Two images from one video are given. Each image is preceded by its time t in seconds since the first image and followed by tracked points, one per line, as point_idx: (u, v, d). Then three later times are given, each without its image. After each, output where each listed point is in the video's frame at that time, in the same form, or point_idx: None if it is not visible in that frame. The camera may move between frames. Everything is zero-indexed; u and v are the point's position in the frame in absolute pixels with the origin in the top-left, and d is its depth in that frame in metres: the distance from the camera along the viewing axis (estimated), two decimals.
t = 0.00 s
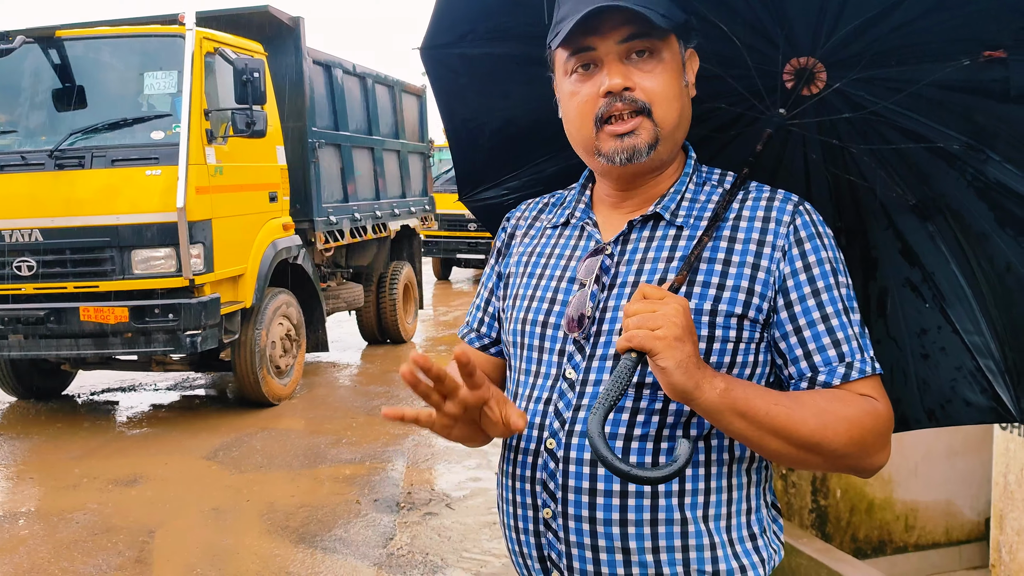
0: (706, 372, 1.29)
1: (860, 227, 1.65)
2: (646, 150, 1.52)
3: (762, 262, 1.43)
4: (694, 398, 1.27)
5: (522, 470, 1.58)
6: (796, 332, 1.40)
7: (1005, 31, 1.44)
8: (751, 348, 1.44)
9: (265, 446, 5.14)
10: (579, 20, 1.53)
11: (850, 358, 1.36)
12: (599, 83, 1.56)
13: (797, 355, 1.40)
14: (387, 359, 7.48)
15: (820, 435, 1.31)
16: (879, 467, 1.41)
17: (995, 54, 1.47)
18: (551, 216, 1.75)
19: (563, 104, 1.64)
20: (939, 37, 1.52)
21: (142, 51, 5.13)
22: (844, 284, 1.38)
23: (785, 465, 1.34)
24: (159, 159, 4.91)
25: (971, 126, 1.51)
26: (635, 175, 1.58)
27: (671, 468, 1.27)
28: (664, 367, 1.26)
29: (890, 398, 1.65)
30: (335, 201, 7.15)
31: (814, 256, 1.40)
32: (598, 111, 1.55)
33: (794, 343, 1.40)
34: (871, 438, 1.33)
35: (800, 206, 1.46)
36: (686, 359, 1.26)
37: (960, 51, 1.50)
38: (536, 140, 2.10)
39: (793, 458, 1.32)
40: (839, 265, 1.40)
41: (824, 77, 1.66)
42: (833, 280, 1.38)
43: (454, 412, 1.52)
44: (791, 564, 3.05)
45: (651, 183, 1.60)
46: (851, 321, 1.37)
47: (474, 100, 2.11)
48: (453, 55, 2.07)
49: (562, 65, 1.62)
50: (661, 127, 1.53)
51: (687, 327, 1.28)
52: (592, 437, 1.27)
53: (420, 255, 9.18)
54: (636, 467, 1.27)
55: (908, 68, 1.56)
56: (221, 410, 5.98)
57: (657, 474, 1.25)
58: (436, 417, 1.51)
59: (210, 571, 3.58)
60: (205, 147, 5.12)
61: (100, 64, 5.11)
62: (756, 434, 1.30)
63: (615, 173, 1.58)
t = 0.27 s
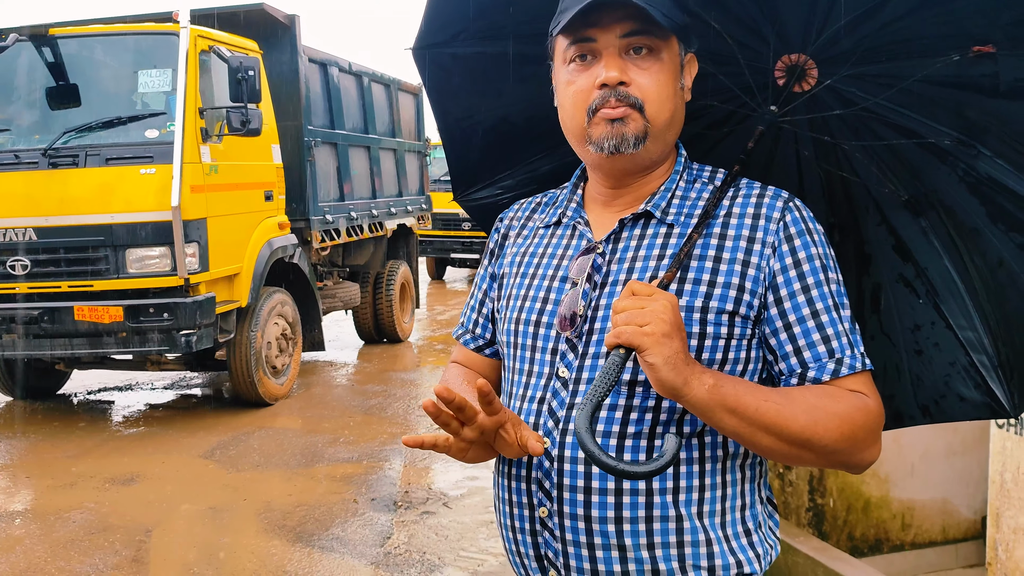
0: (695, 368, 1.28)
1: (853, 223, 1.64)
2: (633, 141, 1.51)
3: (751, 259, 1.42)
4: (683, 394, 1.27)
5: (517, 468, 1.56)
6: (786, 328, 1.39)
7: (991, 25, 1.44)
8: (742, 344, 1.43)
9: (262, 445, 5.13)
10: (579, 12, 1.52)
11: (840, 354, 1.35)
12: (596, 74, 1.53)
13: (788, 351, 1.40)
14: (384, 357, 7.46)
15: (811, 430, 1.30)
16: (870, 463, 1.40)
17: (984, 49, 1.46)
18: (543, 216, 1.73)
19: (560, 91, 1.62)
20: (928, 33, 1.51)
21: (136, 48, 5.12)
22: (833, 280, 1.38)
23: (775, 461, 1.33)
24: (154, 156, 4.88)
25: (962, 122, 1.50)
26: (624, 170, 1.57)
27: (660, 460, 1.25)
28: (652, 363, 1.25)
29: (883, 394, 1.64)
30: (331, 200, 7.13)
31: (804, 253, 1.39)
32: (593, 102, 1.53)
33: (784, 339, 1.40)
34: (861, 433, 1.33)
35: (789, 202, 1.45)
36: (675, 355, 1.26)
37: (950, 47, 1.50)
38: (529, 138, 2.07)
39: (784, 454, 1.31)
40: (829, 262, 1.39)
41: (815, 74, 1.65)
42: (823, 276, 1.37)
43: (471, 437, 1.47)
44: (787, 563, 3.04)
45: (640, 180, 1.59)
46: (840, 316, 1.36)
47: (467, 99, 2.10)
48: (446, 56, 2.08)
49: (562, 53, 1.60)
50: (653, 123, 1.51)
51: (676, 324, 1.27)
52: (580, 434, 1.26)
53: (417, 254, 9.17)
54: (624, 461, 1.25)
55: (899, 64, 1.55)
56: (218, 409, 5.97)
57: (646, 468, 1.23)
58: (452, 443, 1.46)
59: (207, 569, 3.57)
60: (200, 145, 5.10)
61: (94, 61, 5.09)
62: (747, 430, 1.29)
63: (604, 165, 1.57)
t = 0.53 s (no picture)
0: (689, 368, 1.28)
1: (853, 222, 1.65)
2: (625, 143, 1.51)
3: (746, 259, 1.42)
4: (677, 394, 1.27)
5: (513, 467, 1.56)
6: (780, 329, 1.39)
7: (987, 22, 1.42)
8: (737, 344, 1.43)
9: (259, 444, 5.12)
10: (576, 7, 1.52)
11: (833, 354, 1.35)
12: (592, 71, 1.54)
13: (782, 351, 1.40)
14: (382, 356, 7.46)
15: (803, 430, 1.30)
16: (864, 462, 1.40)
17: (981, 46, 1.44)
18: (540, 214, 1.73)
19: (556, 87, 1.62)
20: (925, 30, 1.50)
21: (134, 46, 5.11)
22: (827, 281, 1.38)
23: (767, 461, 1.33)
24: (151, 154, 4.87)
25: (960, 119, 1.50)
26: (617, 170, 1.57)
27: (653, 461, 1.25)
28: (646, 364, 1.25)
29: (884, 393, 1.65)
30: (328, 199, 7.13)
31: (799, 254, 1.39)
32: (587, 98, 1.53)
33: (778, 339, 1.40)
34: (855, 433, 1.33)
35: (785, 203, 1.45)
36: (669, 355, 1.26)
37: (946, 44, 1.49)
38: (527, 138, 2.07)
39: (777, 454, 1.31)
40: (824, 262, 1.40)
41: (813, 72, 1.64)
42: (818, 276, 1.38)
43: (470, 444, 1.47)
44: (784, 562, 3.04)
45: (634, 181, 1.59)
46: (834, 317, 1.36)
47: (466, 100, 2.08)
48: (443, 58, 2.07)
49: (561, 47, 1.60)
50: (647, 123, 1.52)
51: (670, 325, 1.27)
52: (573, 434, 1.25)
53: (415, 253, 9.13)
54: (618, 462, 1.24)
55: (894, 61, 1.55)
56: (215, 408, 5.96)
57: (638, 469, 1.23)
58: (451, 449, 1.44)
59: (203, 569, 3.56)
60: (197, 143, 5.09)
61: (91, 59, 5.08)
62: (740, 430, 1.29)
63: (597, 163, 1.57)
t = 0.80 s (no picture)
0: (692, 365, 1.28)
1: (850, 220, 1.65)
2: (623, 138, 1.51)
3: (748, 256, 1.42)
4: (680, 391, 1.27)
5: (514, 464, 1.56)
6: (781, 326, 1.39)
7: (986, 22, 1.43)
8: (739, 341, 1.43)
9: (258, 442, 5.13)
10: None
11: (835, 352, 1.35)
12: (593, 64, 1.54)
13: (783, 348, 1.40)
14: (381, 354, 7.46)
15: (805, 428, 1.30)
16: (865, 460, 1.40)
17: (980, 46, 1.45)
18: (541, 211, 1.73)
19: (558, 80, 1.62)
20: (924, 29, 1.50)
21: (133, 44, 5.10)
22: (829, 278, 1.38)
23: (770, 459, 1.34)
24: (150, 152, 4.87)
25: (957, 118, 1.50)
26: (618, 164, 1.58)
27: (658, 459, 1.25)
28: (651, 361, 1.25)
29: (880, 391, 1.66)
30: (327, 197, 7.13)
31: (800, 251, 1.39)
32: (588, 90, 1.53)
33: (780, 337, 1.40)
34: (855, 431, 1.32)
35: (787, 200, 1.45)
36: (674, 353, 1.25)
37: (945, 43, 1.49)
38: (527, 134, 2.08)
39: (777, 451, 1.32)
40: (825, 259, 1.39)
41: (811, 71, 1.65)
42: (819, 274, 1.38)
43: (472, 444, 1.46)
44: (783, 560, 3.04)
45: (635, 176, 1.59)
46: (835, 314, 1.36)
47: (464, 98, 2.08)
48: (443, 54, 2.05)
49: (565, 39, 1.61)
50: (646, 119, 1.51)
51: (674, 322, 1.27)
52: (580, 431, 1.26)
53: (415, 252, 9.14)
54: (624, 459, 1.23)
55: (892, 61, 1.55)
56: (214, 406, 5.97)
57: (645, 466, 1.22)
58: (453, 449, 1.44)
59: (203, 566, 3.57)
60: (196, 141, 5.08)
61: (90, 57, 5.08)
62: (742, 427, 1.29)
63: (598, 157, 1.57)
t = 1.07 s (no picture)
0: (698, 364, 1.28)
1: (850, 220, 1.64)
2: (639, 130, 1.51)
3: (753, 255, 1.42)
4: (685, 390, 1.27)
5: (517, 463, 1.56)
6: (786, 325, 1.39)
7: (997, 24, 1.43)
8: (743, 340, 1.43)
9: (259, 439, 5.13)
10: None
11: (839, 351, 1.35)
12: (609, 56, 1.54)
13: (787, 348, 1.40)
14: (381, 352, 7.47)
15: (809, 427, 1.30)
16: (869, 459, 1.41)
17: (989, 49, 1.45)
18: (544, 209, 1.72)
19: (570, 71, 1.61)
20: (931, 30, 1.50)
21: (132, 41, 5.09)
22: (833, 277, 1.38)
23: (772, 458, 1.33)
24: (150, 150, 4.87)
25: (962, 120, 1.50)
26: (627, 160, 1.57)
27: (664, 457, 1.26)
28: (655, 360, 1.26)
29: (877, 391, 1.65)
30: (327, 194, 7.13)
31: (805, 250, 1.39)
32: (604, 81, 1.53)
33: (784, 336, 1.40)
34: (859, 431, 1.32)
35: (791, 198, 1.45)
36: (678, 352, 1.25)
37: (954, 45, 1.49)
38: (528, 126, 2.07)
39: (783, 451, 1.31)
40: (830, 259, 1.39)
41: (818, 68, 1.64)
42: (824, 273, 1.38)
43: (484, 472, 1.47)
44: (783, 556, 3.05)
45: (642, 172, 1.59)
46: (840, 313, 1.36)
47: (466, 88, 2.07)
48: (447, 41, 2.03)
49: (579, 31, 1.60)
50: (661, 113, 1.51)
51: (679, 321, 1.27)
52: (583, 429, 1.27)
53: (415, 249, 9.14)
54: (627, 458, 1.25)
55: (898, 62, 1.55)
56: (214, 403, 5.97)
57: (650, 467, 1.24)
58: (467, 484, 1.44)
59: (203, 564, 3.57)
60: (196, 139, 5.08)
61: (90, 54, 5.07)
62: (746, 427, 1.29)
63: (607, 152, 1.57)
